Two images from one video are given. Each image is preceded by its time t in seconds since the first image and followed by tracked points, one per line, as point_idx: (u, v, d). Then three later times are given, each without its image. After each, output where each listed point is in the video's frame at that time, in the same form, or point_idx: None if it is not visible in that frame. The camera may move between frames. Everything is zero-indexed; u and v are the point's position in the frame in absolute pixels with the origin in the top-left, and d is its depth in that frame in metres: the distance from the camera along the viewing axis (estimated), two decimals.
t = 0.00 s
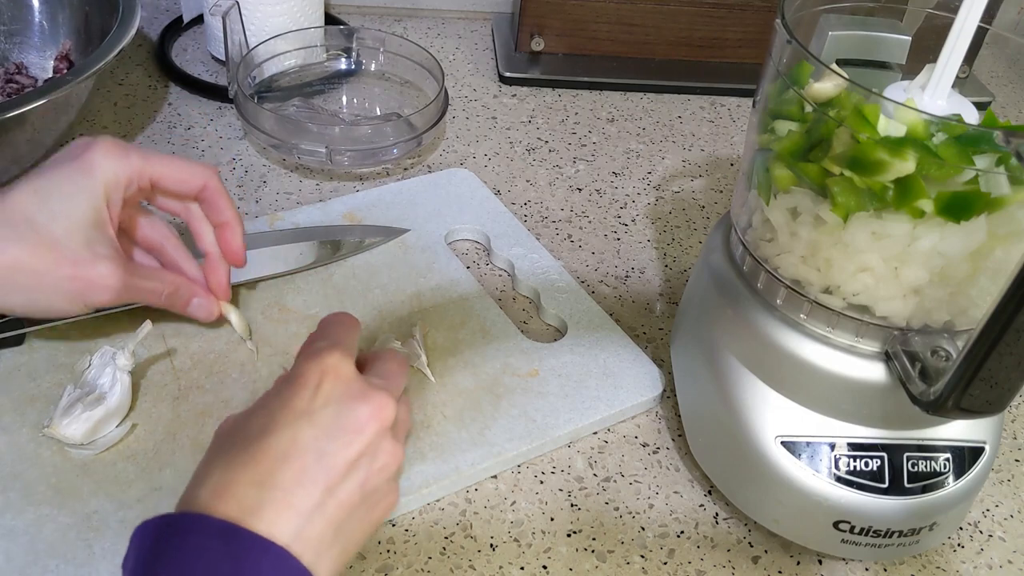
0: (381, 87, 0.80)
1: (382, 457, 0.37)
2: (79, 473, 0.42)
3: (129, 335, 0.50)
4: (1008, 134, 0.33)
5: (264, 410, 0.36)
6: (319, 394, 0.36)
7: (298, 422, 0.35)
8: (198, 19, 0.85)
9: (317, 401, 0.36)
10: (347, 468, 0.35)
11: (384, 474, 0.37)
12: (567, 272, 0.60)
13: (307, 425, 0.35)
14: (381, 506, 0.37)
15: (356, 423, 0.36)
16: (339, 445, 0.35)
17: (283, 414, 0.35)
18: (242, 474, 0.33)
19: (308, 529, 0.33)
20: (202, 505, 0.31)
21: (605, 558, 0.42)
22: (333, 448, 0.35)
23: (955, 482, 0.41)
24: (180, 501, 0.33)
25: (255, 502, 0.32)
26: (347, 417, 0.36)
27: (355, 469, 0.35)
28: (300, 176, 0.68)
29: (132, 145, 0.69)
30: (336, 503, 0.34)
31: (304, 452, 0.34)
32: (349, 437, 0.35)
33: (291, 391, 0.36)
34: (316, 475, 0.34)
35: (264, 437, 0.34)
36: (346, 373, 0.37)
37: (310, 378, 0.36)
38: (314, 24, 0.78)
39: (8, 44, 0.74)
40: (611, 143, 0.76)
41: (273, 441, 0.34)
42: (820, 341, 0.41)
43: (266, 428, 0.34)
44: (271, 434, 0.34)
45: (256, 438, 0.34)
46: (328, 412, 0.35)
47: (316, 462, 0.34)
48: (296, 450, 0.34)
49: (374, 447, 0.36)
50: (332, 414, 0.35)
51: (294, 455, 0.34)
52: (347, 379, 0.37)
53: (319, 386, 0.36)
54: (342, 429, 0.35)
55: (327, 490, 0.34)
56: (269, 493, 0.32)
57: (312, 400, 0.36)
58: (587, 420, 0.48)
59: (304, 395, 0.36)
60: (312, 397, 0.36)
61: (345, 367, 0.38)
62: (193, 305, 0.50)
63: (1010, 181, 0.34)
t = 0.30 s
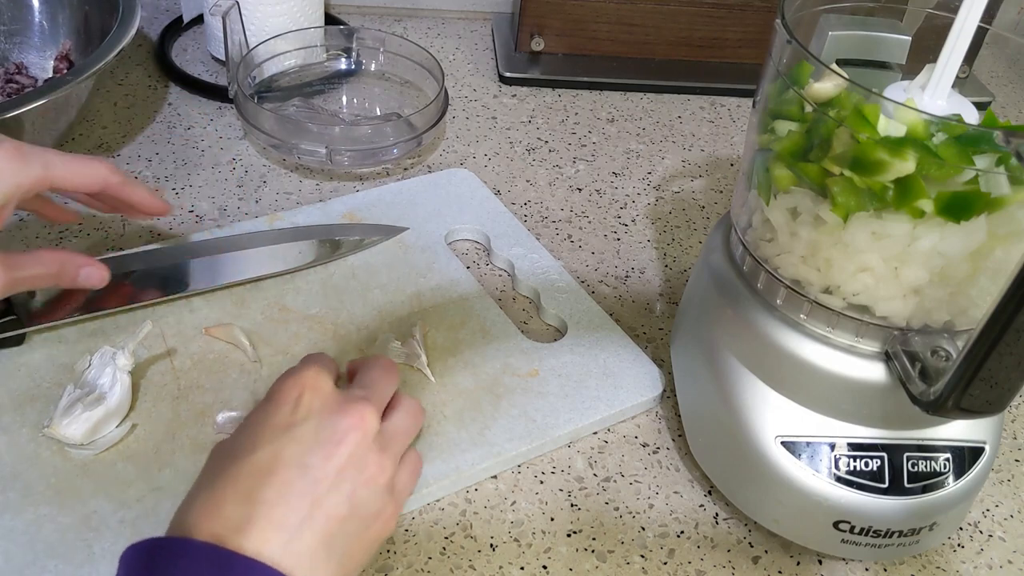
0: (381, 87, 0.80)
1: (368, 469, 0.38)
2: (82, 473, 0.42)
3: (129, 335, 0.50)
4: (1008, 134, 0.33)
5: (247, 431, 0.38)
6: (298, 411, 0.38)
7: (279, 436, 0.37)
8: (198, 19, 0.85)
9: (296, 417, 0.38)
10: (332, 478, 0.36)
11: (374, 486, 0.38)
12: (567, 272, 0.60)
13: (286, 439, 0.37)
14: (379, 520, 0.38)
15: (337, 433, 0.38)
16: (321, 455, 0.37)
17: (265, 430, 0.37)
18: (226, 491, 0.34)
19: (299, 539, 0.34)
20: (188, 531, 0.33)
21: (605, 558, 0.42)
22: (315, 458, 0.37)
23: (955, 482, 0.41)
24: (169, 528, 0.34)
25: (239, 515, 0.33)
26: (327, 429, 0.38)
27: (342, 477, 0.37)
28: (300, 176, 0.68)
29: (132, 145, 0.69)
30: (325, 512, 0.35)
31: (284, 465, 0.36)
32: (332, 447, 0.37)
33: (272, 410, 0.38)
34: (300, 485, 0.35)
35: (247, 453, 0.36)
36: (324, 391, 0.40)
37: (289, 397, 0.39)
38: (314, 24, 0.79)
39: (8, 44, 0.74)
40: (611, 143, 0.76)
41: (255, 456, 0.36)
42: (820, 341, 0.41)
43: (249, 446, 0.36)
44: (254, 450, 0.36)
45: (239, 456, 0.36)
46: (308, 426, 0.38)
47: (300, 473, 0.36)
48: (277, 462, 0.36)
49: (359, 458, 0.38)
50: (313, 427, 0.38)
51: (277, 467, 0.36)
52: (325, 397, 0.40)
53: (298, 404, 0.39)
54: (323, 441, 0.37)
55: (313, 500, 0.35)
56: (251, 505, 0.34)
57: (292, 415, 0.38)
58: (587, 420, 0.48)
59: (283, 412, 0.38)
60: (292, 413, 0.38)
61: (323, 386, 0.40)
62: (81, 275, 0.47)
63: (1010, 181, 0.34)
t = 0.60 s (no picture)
0: (380, 87, 0.80)
1: (157, 441, 0.36)
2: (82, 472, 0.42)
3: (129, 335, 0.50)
4: (1007, 134, 0.33)
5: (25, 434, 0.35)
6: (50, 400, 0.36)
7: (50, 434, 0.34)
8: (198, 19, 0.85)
9: (61, 411, 0.35)
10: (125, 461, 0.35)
11: (168, 458, 0.37)
12: (568, 272, 0.60)
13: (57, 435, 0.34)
14: (184, 488, 0.37)
15: (111, 413, 0.36)
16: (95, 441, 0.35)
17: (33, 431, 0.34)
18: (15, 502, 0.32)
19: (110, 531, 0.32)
20: None
21: (605, 558, 0.42)
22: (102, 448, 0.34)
23: (955, 482, 0.41)
24: None
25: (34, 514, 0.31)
26: (96, 410, 0.36)
27: (139, 458, 0.35)
28: (300, 176, 0.68)
29: (132, 145, 0.69)
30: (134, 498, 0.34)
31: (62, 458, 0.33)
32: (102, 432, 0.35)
33: (33, 412, 0.35)
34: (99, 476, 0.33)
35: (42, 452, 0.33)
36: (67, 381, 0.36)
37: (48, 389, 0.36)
38: (314, 24, 0.79)
39: (8, 44, 0.74)
40: (611, 143, 0.76)
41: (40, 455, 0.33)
42: (819, 341, 0.41)
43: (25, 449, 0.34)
44: (25, 450, 0.33)
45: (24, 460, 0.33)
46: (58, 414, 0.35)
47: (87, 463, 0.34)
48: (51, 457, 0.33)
49: (144, 432, 0.36)
50: (81, 410, 0.35)
51: (47, 454, 0.33)
52: (88, 383, 0.37)
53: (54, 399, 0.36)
54: (96, 426, 0.35)
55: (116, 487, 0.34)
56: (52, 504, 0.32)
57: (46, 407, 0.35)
58: (588, 420, 0.48)
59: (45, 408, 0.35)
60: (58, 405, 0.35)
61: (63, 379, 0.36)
62: (23, 338, 0.48)
63: (1010, 181, 0.34)
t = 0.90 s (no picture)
0: (380, 87, 0.80)
1: (177, 527, 0.36)
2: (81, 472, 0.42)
3: (128, 335, 0.50)
4: (1007, 134, 0.33)
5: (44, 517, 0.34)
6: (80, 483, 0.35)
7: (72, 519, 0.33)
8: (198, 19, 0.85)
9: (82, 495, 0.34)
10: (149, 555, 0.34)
11: (187, 549, 0.36)
12: (568, 272, 0.60)
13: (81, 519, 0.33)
14: None
15: (134, 498, 0.35)
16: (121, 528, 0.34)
17: (46, 515, 0.33)
18: None
19: None
20: None
21: (605, 558, 0.42)
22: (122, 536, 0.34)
23: (955, 482, 0.41)
24: None
25: None
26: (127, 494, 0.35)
27: (156, 544, 0.34)
28: (300, 176, 0.68)
29: (132, 145, 0.69)
30: None
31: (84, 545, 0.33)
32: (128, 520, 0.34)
33: (51, 492, 0.34)
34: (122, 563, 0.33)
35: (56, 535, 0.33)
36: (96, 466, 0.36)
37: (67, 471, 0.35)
38: (314, 24, 0.79)
39: (8, 44, 0.74)
40: (611, 143, 0.76)
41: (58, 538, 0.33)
42: (819, 341, 0.41)
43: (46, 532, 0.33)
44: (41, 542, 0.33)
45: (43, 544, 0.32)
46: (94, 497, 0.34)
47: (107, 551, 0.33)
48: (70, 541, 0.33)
49: (167, 518, 0.36)
50: (112, 493, 0.35)
51: (70, 550, 0.32)
52: (108, 465, 0.36)
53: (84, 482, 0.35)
54: (119, 511, 0.34)
55: None
56: None
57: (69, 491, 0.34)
58: (588, 420, 0.48)
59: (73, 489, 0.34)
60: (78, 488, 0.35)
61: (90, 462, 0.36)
62: None
63: (1010, 181, 0.34)
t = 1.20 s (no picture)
0: (380, 87, 0.80)
1: (283, 510, 0.27)
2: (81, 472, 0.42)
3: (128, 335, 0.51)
4: (1008, 134, 0.33)
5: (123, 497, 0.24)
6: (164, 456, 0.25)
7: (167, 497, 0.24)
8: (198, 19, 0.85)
9: (181, 468, 0.25)
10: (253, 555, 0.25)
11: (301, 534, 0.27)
12: (568, 272, 0.60)
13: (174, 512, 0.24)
14: (311, 568, 0.27)
15: (239, 477, 0.26)
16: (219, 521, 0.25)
17: (132, 487, 0.24)
18: None
19: None
20: None
21: (605, 558, 0.42)
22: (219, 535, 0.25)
23: (955, 482, 0.41)
24: None
25: None
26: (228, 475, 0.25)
27: (257, 535, 0.26)
28: (300, 176, 0.68)
29: (132, 145, 0.69)
30: None
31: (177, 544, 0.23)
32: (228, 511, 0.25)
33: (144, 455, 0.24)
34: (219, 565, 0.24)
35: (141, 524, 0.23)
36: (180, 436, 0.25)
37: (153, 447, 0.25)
38: (314, 24, 0.79)
39: (8, 44, 0.74)
40: (611, 143, 0.76)
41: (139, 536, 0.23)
42: (820, 341, 0.41)
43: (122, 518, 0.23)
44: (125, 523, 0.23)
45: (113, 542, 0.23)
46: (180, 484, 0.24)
47: (202, 553, 0.24)
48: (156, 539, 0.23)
49: (273, 499, 0.26)
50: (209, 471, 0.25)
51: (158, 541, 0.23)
52: (215, 434, 0.26)
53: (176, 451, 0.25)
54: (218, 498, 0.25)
55: None
56: None
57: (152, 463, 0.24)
58: (587, 420, 0.48)
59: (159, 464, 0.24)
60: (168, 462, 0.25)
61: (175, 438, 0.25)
62: None
63: (1010, 181, 0.34)
